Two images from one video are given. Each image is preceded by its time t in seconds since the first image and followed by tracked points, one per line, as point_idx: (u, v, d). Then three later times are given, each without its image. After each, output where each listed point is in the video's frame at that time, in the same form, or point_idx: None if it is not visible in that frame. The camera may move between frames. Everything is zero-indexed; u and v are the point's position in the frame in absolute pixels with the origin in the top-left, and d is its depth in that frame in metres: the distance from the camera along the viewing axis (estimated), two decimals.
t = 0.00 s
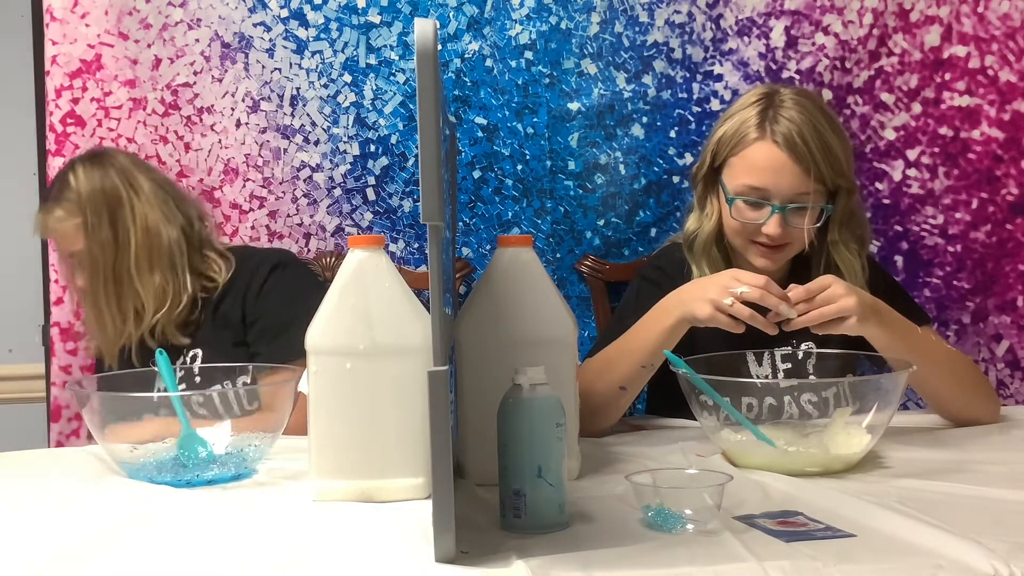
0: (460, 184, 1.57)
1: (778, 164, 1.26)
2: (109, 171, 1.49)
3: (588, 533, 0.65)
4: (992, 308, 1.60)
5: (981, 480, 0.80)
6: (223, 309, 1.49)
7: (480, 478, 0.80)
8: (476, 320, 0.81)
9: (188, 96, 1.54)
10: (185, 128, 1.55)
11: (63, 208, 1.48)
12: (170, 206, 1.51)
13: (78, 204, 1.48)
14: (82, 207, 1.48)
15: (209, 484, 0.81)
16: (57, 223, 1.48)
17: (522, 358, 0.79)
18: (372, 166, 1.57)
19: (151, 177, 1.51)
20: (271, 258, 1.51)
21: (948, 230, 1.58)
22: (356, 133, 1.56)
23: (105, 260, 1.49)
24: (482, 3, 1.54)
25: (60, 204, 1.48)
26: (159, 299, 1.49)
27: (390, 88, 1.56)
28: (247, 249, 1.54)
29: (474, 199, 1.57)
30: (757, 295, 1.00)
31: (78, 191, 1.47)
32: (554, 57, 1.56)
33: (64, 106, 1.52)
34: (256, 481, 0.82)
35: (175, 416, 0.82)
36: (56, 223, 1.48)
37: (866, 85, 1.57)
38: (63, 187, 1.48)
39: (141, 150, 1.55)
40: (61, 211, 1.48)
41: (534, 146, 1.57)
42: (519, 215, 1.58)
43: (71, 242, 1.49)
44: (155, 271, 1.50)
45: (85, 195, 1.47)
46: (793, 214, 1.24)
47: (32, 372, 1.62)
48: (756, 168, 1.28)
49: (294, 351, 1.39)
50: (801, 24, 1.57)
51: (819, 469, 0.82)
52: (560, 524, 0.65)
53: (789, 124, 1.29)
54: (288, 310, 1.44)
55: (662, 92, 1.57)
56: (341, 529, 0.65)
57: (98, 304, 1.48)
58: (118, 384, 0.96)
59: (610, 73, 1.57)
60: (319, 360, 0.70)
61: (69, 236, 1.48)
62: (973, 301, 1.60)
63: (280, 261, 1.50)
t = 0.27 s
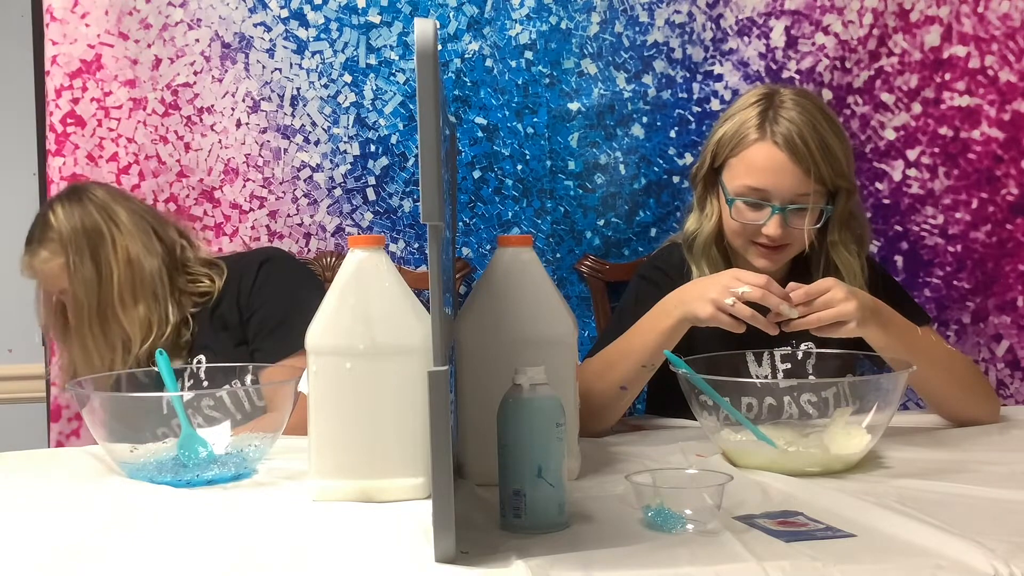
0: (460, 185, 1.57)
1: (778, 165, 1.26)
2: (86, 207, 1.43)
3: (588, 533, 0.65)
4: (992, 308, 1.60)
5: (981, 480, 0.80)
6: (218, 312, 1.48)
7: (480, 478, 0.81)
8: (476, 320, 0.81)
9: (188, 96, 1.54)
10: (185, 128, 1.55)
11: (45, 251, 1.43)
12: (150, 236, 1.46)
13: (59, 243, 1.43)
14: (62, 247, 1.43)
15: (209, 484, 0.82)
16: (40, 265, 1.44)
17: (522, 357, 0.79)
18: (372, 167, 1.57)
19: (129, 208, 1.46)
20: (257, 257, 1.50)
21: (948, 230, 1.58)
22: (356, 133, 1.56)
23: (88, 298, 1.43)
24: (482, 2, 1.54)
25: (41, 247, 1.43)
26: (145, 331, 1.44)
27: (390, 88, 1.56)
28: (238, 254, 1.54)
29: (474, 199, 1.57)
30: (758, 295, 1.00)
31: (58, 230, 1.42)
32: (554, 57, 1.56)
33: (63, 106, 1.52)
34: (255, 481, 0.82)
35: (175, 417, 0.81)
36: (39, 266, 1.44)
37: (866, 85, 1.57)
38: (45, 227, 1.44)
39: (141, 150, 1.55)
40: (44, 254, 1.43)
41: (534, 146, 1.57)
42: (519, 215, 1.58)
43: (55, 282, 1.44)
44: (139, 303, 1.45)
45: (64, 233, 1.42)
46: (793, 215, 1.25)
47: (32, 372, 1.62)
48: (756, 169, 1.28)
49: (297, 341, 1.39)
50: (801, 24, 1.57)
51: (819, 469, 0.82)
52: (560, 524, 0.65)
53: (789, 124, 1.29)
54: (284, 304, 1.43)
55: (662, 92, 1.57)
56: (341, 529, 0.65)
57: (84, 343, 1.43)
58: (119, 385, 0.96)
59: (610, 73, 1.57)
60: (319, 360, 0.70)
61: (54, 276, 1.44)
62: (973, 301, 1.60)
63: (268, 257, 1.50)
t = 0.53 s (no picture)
0: (460, 185, 1.57)
1: (778, 165, 1.26)
2: (83, 208, 1.43)
3: (588, 533, 0.65)
4: (992, 308, 1.60)
5: (981, 480, 0.80)
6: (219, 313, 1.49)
7: (480, 478, 0.80)
8: (476, 319, 0.81)
9: (188, 96, 1.54)
10: (185, 128, 1.55)
11: (42, 250, 1.44)
12: (144, 237, 1.45)
13: (54, 244, 1.43)
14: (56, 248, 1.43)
15: (209, 484, 0.82)
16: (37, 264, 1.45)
17: (522, 357, 0.79)
18: (372, 167, 1.57)
19: (126, 208, 1.46)
20: (256, 255, 1.51)
21: (948, 230, 1.58)
22: (356, 133, 1.56)
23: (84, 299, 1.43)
24: (482, 2, 1.54)
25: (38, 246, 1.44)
26: (136, 332, 1.45)
27: (390, 89, 1.56)
28: (240, 254, 1.54)
29: (474, 199, 1.57)
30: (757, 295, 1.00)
31: (54, 231, 1.42)
32: (554, 57, 1.56)
33: (64, 106, 1.52)
34: (255, 481, 0.82)
35: (175, 418, 0.82)
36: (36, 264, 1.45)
37: (866, 85, 1.57)
38: (41, 227, 1.44)
39: (141, 150, 1.55)
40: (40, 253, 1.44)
41: (534, 146, 1.57)
42: (519, 215, 1.58)
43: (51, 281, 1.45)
44: (132, 304, 1.46)
45: (60, 235, 1.42)
46: (794, 215, 1.25)
47: (32, 372, 1.62)
48: (756, 169, 1.28)
49: (296, 338, 1.39)
50: (801, 24, 1.57)
51: (819, 469, 0.82)
52: (560, 524, 0.65)
53: (789, 124, 1.29)
54: (283, 302, 1.44)
55: (662, 92, 1.57)
56: (340, 529, 0.65)
57: (75, 343, 1.45)
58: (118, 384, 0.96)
59: (610, 73, 1.57)
60: (319, 360, 0.70)
61: (50, 275, 1.45)
62: (973, 301, 1.60)
63: (266, 255, 1.50)
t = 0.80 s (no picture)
0: (460, 184, 1.57)
1: (778, 166, 1.26)
2: (104, 195, 1.43)
3: (588, 533, 0.65)
4: (992, 308, 1.60)
5: (981, 480, 0.81)
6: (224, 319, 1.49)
7: (480, 478, 0.81)
8: (476, 319, 0.81)
9: (188, 96, 1.54)
10: (185, 128, 1.55)
11: (59, 234, 1.43)
12: (162, 230, 1.46)
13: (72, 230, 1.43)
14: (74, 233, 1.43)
15: (210, 484, 0.82)
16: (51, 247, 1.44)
17: (522, 357, 0.79)
18: (372, 167, 1.57)
19: (148, 200, 1.46)
20: (266, 265, 1.50)
21: (948, 230, 1.58)
22: (356, 133, 1.56)
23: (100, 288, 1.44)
24: (482, 3, 1.54)
25: (55, 230, 1.44)
26: (148, 325, 1.46)
27: (390, 89, 1.56)
28: (252, 257, 1.54)
29: (474, 199, 1.57)
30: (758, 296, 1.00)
31: (73, 217, 1.42)
32: (554, 57, 1.56)
33: (63, 106, 1.52)
34: (255, 481, 0.82)
35: (175, 418, 0.82)
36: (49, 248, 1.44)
37: (866, 85, 1.57)
38: (59, 211, 1.44)
39: (141, 150, 1.55)
40: (55, 237, 1.43)
41: (534, 146, 1.57)
42: (519, 215, 1.58)
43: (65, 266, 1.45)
44: (146, 296, 1.47)
45: (79, 222, 1.42)
46: (793, 216, 1.25)
47: (32, 372, 1.62)
48: (756, 170, 1.28)
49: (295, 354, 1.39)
50: (801, 24, 1.57)
51: (818, 470, 0.82)
52: (560, 524, 0.65)
53: (789, 125, 1.29)
54: (287, 314, 1.44)
55: (662, 92, 1.57)
56: (340, 529, 0.65)
57: (87, 331, 1.46)
58: (118, 384, 0.96)
59: (610, 73, 1.57)
60: (319, 361, 0.70)
61: (63, 261, 1.44)
62: (973, 301, 1.60)
63: (277, 264, 1.50)
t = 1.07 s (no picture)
0: (460, 184, 1.57)
1: (779, 167, 1.26)
2: (155, 169, 1.54)
3: (588, 533, 0.65)
4: (992, 308, 1.61)
5: (981, 480, 0.81)
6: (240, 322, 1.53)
7: (480, 478, 0.81)
8: (476, 319, 0.81)
9: (188, 96, 1.54)
10: (185, 128, 1.55)
11: (109, 199, 1.53)
12: (210, 209, 1.55)
13: (125, 197, 1.54)
14: (128, 202, 1.54)
15: (209, 484, 0.82)
16: (101, 212, 1.54)
17: (522, 357, 0.79)
18: (372, 166, 1.57)
19: (194, 180, 1.55)
20: (288, 275, 1.51)
21: (948, 230, 1.59)
22: (356, 133, 1.56)
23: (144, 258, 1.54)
24: (482, 3, 1.55)
25: (107, 195, 1.53)
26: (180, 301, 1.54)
27: (390, 89, 1.56)
28: (277, 256, 1.56)
29: (474, 199, 1.57)
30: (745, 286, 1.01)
31: (124, 185, 1.53)
32: (554, 57, 1.56)
33: (63, 106, 1.52)
34: (256, 481, 0.82)
35: (174, 418, 0.82)
36: (99, 212, 1.53)
37: (866, 85, 1.57)
38: (108, 177, 1.53)
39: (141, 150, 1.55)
40: (107, 201, 1.53)
41: (534, 146, 1.57)
42: (519, 215, 1.58)
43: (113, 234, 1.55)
44: (184, 274, 1.55)
45: (131, 191, 1.53)
46: (794, 217, 1.24)
47: (32, 372, 1.62)
48: (757, 171, 1.28)
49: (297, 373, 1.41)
50: (800, 24, 1.57)
51: (818, 470, 0.82)
52: (560, 524, 0.65)
53: (790, 126, 1.29)
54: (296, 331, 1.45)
55: (662, 92, 1.57)
56: (340, 529, 0.65)
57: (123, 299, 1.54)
58: (117, 384, 0.96)
59: (610, 73, 1.57)
60: (319, 361, 0.70)
61: (108, 227, 1.54)
62: (973, 301, 1.60)
63: (296, 276, 1.50)
